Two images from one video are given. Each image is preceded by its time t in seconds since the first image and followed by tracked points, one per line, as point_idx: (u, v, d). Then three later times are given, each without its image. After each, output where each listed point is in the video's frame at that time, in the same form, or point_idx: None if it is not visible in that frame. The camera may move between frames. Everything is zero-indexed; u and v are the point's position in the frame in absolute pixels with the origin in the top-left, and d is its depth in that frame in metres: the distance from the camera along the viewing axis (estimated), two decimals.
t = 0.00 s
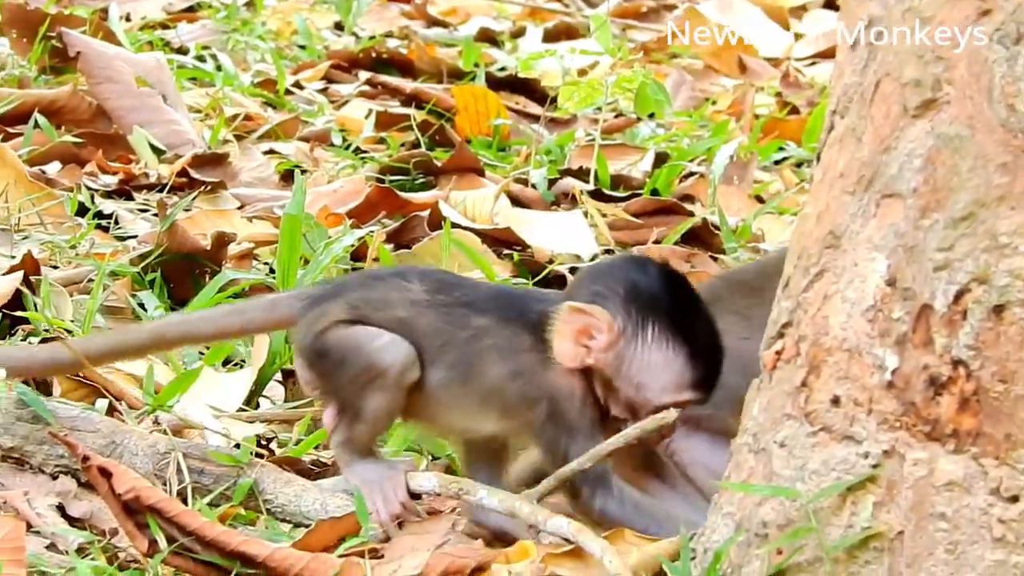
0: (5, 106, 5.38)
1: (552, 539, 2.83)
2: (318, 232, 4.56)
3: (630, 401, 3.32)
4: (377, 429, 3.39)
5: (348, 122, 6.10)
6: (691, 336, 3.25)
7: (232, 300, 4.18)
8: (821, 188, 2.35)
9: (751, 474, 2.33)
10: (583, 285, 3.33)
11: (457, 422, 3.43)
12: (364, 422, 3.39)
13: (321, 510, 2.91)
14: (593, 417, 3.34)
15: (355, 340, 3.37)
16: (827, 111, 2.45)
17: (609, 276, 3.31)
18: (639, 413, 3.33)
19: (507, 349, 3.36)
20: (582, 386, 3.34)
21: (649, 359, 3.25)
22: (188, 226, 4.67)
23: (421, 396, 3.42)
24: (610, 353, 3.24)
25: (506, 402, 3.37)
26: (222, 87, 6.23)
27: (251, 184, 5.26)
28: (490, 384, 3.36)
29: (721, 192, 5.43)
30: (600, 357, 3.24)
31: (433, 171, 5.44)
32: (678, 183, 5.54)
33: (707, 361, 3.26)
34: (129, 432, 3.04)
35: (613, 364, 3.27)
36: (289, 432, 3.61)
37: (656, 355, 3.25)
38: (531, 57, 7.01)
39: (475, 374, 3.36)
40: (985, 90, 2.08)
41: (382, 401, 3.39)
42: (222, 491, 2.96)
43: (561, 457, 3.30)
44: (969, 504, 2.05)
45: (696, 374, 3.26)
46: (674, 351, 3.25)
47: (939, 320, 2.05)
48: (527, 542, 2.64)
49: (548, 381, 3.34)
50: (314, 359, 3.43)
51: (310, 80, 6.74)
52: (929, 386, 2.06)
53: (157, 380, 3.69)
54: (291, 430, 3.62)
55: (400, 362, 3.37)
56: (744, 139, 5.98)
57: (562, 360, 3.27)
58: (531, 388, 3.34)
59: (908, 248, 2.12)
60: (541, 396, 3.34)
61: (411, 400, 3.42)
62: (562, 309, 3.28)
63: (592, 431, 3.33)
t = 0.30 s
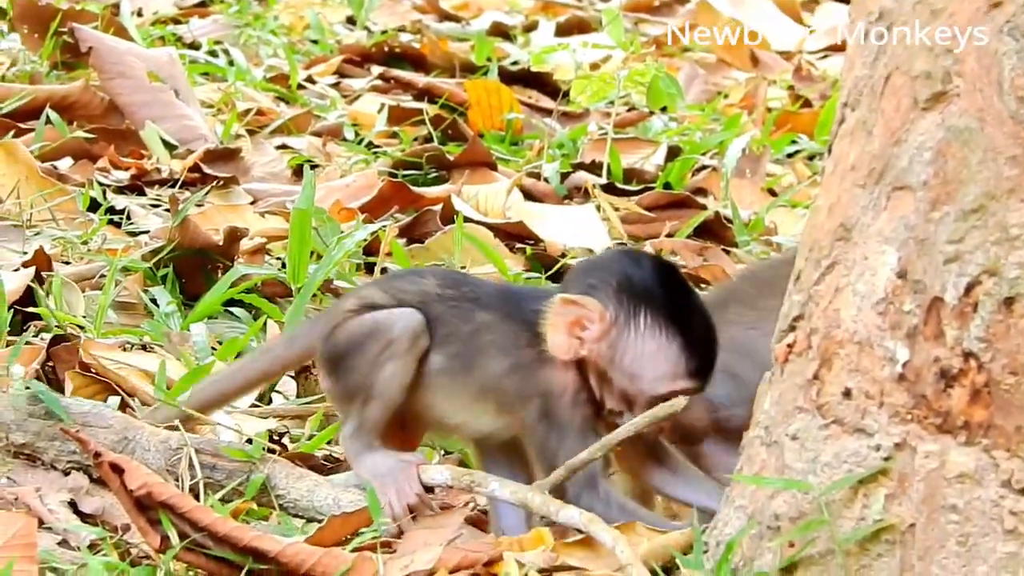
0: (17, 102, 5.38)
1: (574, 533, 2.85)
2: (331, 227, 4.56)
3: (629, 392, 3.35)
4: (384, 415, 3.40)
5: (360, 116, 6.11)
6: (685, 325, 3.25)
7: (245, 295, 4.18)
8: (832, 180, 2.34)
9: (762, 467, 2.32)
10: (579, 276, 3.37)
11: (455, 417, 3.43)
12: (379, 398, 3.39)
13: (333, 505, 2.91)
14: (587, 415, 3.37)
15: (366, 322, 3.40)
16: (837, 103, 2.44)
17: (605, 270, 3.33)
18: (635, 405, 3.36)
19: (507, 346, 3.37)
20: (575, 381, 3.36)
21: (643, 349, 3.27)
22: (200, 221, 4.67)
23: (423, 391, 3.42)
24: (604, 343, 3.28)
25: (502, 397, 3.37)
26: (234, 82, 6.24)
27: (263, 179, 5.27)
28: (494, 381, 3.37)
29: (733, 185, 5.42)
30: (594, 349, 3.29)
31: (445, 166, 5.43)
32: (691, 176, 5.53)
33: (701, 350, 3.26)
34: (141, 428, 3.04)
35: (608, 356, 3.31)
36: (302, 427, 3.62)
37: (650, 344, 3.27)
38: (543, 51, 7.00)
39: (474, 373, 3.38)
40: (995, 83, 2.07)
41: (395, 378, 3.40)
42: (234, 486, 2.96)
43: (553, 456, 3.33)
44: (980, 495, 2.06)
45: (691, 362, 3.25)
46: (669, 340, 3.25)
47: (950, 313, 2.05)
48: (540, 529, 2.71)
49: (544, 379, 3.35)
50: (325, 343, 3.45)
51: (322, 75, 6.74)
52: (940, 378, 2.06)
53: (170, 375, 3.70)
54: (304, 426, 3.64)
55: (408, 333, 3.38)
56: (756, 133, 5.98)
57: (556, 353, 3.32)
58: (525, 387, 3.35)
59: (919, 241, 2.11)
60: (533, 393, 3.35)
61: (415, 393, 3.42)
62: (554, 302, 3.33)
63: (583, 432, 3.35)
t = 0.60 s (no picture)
0: (17, 97, 5.38)
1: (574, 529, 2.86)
2: (330, 222, 4.56)
3: (613, 358, 3.35)
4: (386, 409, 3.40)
5: (360, 112, 6.10)
6: (678, 296, 3.28)
7: (245, 291, 4.18)
8: (833, 176, 2.33)
9: (763, 463, 2.32)
10: (577, 243, 3.41)
11: (456, 399, 3.44)
12: (381, 392, 3.39)
13: (333, 501, 2.91)
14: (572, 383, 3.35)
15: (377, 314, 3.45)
16: (838, 100, 2.44)
17: (606, 233, 3.37)
18: (621, 371, 3.36)
19: (500, 312, 3.44)
20: (565, 344, 3.36)
21: (633, 314, 3.30)
22: (200, 217, 4.68)
23: (427, 377, 3.46)
24: (597, 303, 3.32)
25: (496, 364, 3.39)
26: (234, 78, 6.24)
27: (263, 175, 5.27)
28: (488, 348, 3.40)
29: (733, 181, 5.42)
30: (586, 309, 3.33)
31: (445, 162, 5.44)
32: (691, 173, 5.52)
33: (691, 322, 3.29)
34: (141, 423, 3.02)
35: (600, 318, 3.33)
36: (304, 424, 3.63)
37: (640, 310, 3.29)
38: (543, 47, 6.99)
39: (471, 343, 3.42)
40: (997, 79, 2.06)
41: (401, 370, 3.42)
42: (234, 481, 2.97)
43: (530, 423, 3.28)
44: (981, 492, 2.06)
45: (679, 334, 3.28)
46: (660, 309, 3.28)
47: (951, 309, 2.05)
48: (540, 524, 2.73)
49: (534, 344, 3.37)
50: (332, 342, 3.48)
51: (323, 71, 6.74)
52: (941, 374, 2.06)
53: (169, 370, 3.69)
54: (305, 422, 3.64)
55: (415, 325, 3.41)
56: (756, 129, 5.98)
57: (549, 312, 3.34)
58: (516, 351, 3.37)
59: (920, 237, 2.11)
60: (523, 359, 3.36)
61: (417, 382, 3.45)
62: (550, 260, 3.37)
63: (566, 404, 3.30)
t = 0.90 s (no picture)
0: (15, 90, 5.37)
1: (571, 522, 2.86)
2: (329, 216, 4.57)
3: (603, 286, 3.28)
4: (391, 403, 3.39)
5: (359, 106, 6.10)
6: (668, 223, 3.22)
7: (244, 284, 4.16)
8: (832, 169, 2.33)
9: (762, 456, 2.32)
10: (575, 178, 3.41)
11: (461, 371, 3.36)
12: (386, 385, 3.39)
13: (332, 494, 2.92)
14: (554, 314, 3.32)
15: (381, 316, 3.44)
16: (837, 93, 2.43)
17: (605, 166, 3.37)
18: (612, 300, 3.27)
19: (495, 256, 3.42)
20: (559, 274, 3.33)
21: (623, 240, 3.24)
22: (199, 210, 4.67)
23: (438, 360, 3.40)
24: (587, 228, 3.29)
25: (488, 311, 3.34)
26: (233, 71, 6.23)
27: (262, 168, 5.26)
28: (484, 302, 3.35)
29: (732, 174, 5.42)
30: (577, 234, 3.30)
31: (445, 155, 5.44)
32: (690, 166, 5.52)
33: (680, 250, 3.22)
34: (140, 416, 3.03)
35: (588, 246, 3.28)
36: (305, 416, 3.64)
37: (631, 236, 3.24)
38: (543, 40, 6.99)
39: (466, 292, 3.38)
40: (996, 71, 2.06)
41: (406, 365, 3.38)
42: (232, 474, 2.96)
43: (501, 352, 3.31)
44: (980, 484, 2.07)
45: (668, 261, 3.21)
46: (648, 233, 3.23)
47: (950, 301, 2.05)
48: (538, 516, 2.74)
49: (527, 275, 3.33)
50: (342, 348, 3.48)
51: (321, 64, 6.73)
52: (940, 367, 2.06)
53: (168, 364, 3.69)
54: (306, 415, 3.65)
55: (421, 319, 3.37)
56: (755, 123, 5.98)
57: (543, 240, 3.33)
58: (508, 282, 3.33)
59: (918, 229, 2.11)
60: (514, 289, 3.33)
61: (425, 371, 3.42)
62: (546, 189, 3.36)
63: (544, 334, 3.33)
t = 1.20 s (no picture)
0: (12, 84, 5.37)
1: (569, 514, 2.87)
2: (326, 209, 4.56)
3: (588, 189, 3.27)
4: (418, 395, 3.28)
5: (356, 98, 6.09)
6: (568, 109, 3.34)
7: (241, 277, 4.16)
8: (829, 161, 2.33)
9: (760, 448, 2.32)
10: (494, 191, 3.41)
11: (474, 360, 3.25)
12: (404, 379, 3.26)
13: (330, 487, 2.92)
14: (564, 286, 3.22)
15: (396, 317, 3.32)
16: (834, 85, 2.42)
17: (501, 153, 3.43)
18: (615, 187, 3.27)
19: (496, 243, 3.29)
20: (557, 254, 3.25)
21: (564, 149, 3.31)
22: (197, 203, 4.66)
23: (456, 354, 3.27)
24: (541, 178, 3.29)
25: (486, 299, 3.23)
26: (230, 64, 6.23)
27: (259, 161, 5.26)
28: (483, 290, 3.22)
29: (729, 167, 5.42)
30: (544, 193, 3.28)
31: (442, 148, 5.44)
32: (687, 159, 5.52)
33: (590, 104, 3.34)
34: (137, 409, 3.03)
35: (555, 187, 3.28)
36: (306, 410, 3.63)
37: (569, 138, 3.32)
38: (540, 33, 6.98)
39: (469, 282, 3.25)
40: (993, 65, 2.04)
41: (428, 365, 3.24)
42: (229, 467, 2.96)
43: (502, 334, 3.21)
44: (978, 477, 2.07)
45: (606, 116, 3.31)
46: (574, 124, 3.33)
47: (948, 294, 2.06)
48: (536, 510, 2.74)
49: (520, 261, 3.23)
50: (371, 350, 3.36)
51: (318, 57, 6.72)
52: (937, 360, 2.07)
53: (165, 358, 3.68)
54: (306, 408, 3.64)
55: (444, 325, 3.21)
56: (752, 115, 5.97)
57: (528, 233, 3.24)
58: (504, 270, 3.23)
59: (916, 222, 2.11)
60: (511, 275, 3.22)
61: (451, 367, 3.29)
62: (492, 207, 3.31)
63: (536, 317, 3.22)
